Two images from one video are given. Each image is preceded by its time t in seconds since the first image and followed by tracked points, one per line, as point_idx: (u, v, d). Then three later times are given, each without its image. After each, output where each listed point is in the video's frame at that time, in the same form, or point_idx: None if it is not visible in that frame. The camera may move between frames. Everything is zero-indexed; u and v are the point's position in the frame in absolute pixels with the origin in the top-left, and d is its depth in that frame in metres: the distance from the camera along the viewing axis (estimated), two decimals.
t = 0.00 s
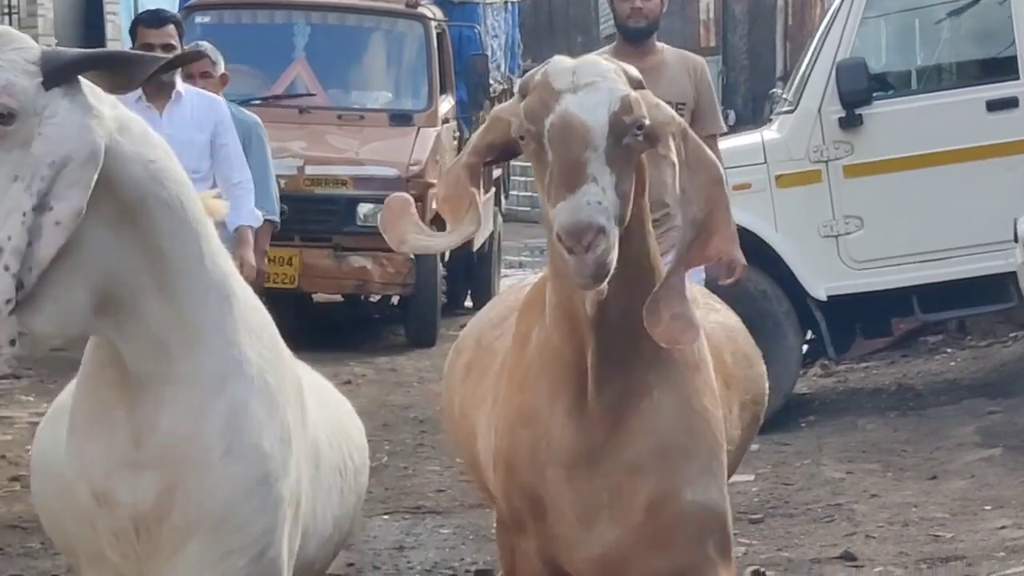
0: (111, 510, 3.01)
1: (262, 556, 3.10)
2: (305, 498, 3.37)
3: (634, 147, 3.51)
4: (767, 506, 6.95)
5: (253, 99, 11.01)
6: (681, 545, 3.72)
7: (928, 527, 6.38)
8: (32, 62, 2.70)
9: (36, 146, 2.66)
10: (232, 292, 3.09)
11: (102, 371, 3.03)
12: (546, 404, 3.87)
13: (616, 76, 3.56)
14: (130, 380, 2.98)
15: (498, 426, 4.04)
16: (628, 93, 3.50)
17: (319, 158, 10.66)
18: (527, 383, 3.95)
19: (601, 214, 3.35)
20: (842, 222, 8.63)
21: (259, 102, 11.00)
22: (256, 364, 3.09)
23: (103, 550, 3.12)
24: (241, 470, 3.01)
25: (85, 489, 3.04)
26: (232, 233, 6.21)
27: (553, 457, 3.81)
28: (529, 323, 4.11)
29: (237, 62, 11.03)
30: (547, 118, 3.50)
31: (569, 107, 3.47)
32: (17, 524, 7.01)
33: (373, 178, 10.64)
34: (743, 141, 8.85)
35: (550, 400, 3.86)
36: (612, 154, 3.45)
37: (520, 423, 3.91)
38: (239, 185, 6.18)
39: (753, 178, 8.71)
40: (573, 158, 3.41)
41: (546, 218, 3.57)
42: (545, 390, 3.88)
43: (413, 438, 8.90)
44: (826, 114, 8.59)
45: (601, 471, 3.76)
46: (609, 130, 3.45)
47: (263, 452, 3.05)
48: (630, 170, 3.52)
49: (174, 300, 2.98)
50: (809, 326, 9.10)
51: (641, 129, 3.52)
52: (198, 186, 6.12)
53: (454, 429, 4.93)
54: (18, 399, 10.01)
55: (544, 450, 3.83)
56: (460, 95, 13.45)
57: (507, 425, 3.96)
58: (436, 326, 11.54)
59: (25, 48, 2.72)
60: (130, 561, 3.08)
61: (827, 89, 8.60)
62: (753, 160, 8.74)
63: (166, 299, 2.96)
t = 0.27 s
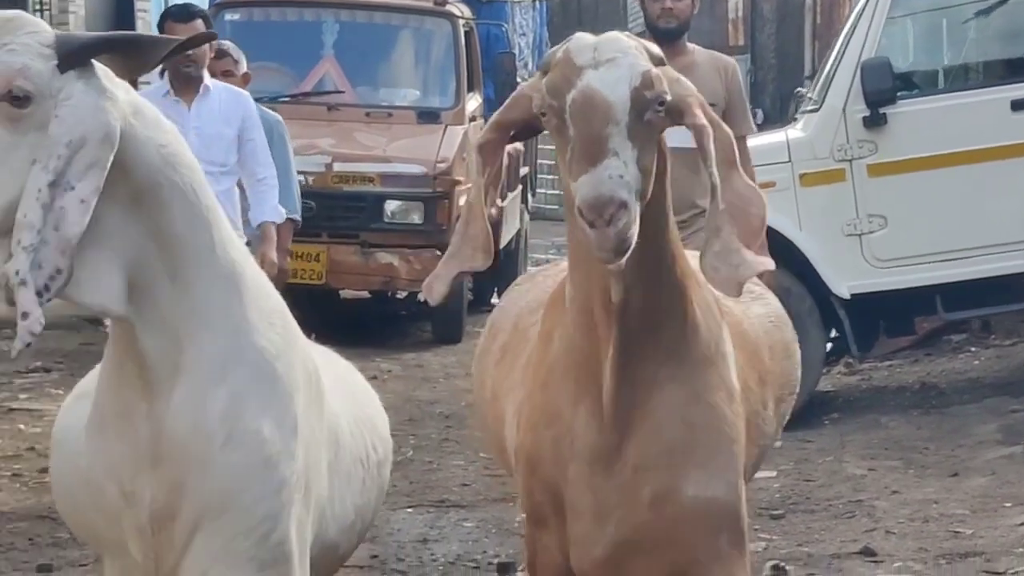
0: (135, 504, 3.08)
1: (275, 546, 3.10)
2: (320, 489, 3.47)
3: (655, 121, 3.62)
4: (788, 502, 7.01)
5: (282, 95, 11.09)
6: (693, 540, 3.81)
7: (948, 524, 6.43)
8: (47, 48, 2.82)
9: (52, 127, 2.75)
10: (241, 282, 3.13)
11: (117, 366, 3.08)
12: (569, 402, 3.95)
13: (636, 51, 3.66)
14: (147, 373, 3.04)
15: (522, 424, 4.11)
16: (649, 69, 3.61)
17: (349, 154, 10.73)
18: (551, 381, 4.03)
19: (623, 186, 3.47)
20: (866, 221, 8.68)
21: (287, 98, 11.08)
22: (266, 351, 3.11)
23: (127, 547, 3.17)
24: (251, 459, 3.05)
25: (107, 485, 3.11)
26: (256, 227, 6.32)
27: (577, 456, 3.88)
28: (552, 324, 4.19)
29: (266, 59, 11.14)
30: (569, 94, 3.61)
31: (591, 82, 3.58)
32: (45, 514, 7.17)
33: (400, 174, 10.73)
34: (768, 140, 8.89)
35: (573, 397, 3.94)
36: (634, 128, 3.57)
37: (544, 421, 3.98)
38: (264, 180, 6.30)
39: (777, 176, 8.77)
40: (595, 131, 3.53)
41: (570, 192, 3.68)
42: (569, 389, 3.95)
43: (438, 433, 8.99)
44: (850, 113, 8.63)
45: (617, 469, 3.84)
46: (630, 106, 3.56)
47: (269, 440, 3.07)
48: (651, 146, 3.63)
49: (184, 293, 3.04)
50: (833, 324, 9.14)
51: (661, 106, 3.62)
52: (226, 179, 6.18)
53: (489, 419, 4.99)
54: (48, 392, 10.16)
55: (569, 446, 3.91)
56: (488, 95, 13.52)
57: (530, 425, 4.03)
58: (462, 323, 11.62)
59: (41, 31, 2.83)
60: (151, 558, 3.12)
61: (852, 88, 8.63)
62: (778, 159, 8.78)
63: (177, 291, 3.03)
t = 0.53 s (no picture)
0: (154, 490, 3.11)
1: (299, 525, 3.11)
2: (337, 466, 3.43)
3: (689, 77, 3.58)
4: (813, 491, 7.09)
5: (317, 89, 11.30)
6: (719, 523, 3.74)
7: (970, 514, 6.51)
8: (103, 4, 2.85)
9: (111, 75, 2.78)
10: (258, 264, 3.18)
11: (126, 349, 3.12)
12: (588, 393, 3.90)
13: (667, 10, 3.63)
14: (152, 354, 3.07)
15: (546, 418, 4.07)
16: (679, 26, 3.58)
17: (381, 147, 10.87)
18: (572, 371, 3.99)
19: (654, 138, 3.44)
20: (893, 215, 8.75)
21: (321, 92, 11.28)
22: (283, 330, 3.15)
23: (148, 539, 3.19)
24: (269, 437, 3.08)
25: (126, 474, 3.13)
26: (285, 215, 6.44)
27: (600, 447, 3.83)
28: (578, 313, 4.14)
29: (302, 53, 11.31)
30: (601, 48, 3.58)
31: (622, 38, 3.54)
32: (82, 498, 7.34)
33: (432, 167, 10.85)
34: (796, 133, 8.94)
35: (592, 388, 3.89)
36: (665, 83, 3.52)
37: (565, 414, 3.93)
38: (293, 169, 6.41)
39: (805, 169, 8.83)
40: (625, 83, 3.50)
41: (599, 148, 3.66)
42: (588, 379, 3.90)
43: (468, 422, 9.11)
44: (879, 108, 8.68)
45: (638, 456, 3.78)
46: (662, 59, 3.52)
47: (281, 415, 3.10)
48: (683, 103, 3.58)
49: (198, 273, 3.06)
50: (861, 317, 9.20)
51: (694, 61, 3.58)
52: (258, 166, 6.30)
53: (529, 406, 4.97)
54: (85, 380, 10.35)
55: (590, 440, 3.86)
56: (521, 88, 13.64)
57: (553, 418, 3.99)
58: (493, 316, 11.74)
59: None
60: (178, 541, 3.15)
61: (880, 84, 8.69)
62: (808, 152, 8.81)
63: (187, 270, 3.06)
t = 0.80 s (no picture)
0: (166, 471, 3.02)
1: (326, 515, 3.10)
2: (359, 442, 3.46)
3: (721, 46, 3.45)
4: (839, 481, 7.15)
5: (353, 79, 11.34)
6: (745, 506, 3.74)
7: (995, 503, 6.56)
8: None
9: (217, 37, 2.76)
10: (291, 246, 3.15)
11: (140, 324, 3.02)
12: (615, 376, 3.85)
13: None
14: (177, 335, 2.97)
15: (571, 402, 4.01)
16: None
17: (415, 137, 10.96)
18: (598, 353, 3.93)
19: (688, 108, 3.28)
20: (922, 207, 8.80)
21: (358, 83, 11.32)
22: (311, 312, 3.09)
23: (154, 525, 3.13)
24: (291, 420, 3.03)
25: (132, 457, 3.06)
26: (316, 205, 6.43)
27: (623, 427, 3.82)
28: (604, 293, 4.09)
29: (338, 44, 11.37)
30: (632, 17, 3.42)
31: (654, 5, 3.39)
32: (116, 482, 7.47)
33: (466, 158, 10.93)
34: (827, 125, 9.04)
35: (621, 370, 3.84)
36: (698, 51, 3.38)
37: (591, 397, 3.89)
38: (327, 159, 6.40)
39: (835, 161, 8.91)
40: (656, 50, 3.34)
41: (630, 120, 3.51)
42: (616, 360, 3.86)
43: (498, 411, 9.21)
44: (909, 101, 8.70)
45: (668, 438, 3.76)
46: (694, 26, 3.37)
47: (308, 403, 3.04)
48: (714, 75, 3.44)
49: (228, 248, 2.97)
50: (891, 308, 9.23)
51: (726, 28, 3.45)
52: (293, 154, 6.24)
53: (558, 393, 4.88)
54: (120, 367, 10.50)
55: (617, 425, 3.83)
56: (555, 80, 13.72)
57: (579, 400, 3.93)
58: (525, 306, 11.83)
59: None
60: (190, 529, 3.09)
61: (911, 76, 8.68)
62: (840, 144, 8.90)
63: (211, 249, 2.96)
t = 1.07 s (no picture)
0: (164, 445, 3.17)
1: (324, 502, 3.23)
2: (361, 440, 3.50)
3: (722, 47, 3.51)
4: (841, 477, 7.21)
5: (359, 78, 11.42)
6: (751, 494, 3.75)
7: (995, 500, 6.62)
8: None
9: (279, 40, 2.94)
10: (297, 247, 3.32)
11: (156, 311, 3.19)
12: (617, 369, 3.83)
13: None
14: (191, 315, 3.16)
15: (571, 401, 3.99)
16: None
17: (421, 136, 11.04)
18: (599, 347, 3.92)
19: (688, 110, 3.34)
20: (926, 206, 8.87)
21: (364, 82, 11.40)
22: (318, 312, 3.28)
23: (143, 509, 3.23)
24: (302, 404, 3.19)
25: (135, 435, 3.20)
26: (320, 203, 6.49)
27: (635, 415, 3.78)
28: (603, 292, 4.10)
29: (345, 42, 11.43)
30: (632, 17, 3.48)
31: (655, 5, 3.46)
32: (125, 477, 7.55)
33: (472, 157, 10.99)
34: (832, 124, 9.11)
35: (623, 363, 3.82)
36: (699, 53, 3.44)
37: (593, 391, 3.86)
38: (332, 158, 6.47)
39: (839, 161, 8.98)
40: (658, 51, 3.40)
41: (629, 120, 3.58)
42: (619, 354, 3.84)
43: (504, 408, 9.28)
44: (912, 101, 8.74)
45: (678, 425, 3.74)
46: (696, 29, 3.43)
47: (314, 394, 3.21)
48: (716, 74, 3.50)
49: (251, 241, 3.18)
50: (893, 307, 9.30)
51: (727, 29, 3.52)
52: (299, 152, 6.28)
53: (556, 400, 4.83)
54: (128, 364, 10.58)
55: (621, 416, 3.79)
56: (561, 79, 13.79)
57: (580, 396, 3.92)
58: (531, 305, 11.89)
59: None
60: (181, 509, 3.19)
61: (914, 77, 8.74)
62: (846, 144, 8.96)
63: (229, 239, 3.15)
